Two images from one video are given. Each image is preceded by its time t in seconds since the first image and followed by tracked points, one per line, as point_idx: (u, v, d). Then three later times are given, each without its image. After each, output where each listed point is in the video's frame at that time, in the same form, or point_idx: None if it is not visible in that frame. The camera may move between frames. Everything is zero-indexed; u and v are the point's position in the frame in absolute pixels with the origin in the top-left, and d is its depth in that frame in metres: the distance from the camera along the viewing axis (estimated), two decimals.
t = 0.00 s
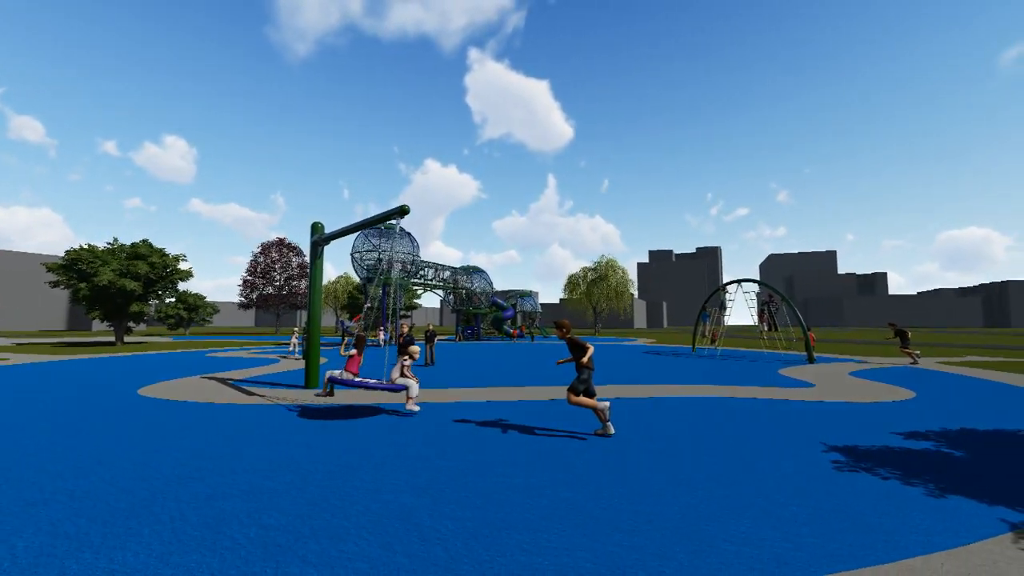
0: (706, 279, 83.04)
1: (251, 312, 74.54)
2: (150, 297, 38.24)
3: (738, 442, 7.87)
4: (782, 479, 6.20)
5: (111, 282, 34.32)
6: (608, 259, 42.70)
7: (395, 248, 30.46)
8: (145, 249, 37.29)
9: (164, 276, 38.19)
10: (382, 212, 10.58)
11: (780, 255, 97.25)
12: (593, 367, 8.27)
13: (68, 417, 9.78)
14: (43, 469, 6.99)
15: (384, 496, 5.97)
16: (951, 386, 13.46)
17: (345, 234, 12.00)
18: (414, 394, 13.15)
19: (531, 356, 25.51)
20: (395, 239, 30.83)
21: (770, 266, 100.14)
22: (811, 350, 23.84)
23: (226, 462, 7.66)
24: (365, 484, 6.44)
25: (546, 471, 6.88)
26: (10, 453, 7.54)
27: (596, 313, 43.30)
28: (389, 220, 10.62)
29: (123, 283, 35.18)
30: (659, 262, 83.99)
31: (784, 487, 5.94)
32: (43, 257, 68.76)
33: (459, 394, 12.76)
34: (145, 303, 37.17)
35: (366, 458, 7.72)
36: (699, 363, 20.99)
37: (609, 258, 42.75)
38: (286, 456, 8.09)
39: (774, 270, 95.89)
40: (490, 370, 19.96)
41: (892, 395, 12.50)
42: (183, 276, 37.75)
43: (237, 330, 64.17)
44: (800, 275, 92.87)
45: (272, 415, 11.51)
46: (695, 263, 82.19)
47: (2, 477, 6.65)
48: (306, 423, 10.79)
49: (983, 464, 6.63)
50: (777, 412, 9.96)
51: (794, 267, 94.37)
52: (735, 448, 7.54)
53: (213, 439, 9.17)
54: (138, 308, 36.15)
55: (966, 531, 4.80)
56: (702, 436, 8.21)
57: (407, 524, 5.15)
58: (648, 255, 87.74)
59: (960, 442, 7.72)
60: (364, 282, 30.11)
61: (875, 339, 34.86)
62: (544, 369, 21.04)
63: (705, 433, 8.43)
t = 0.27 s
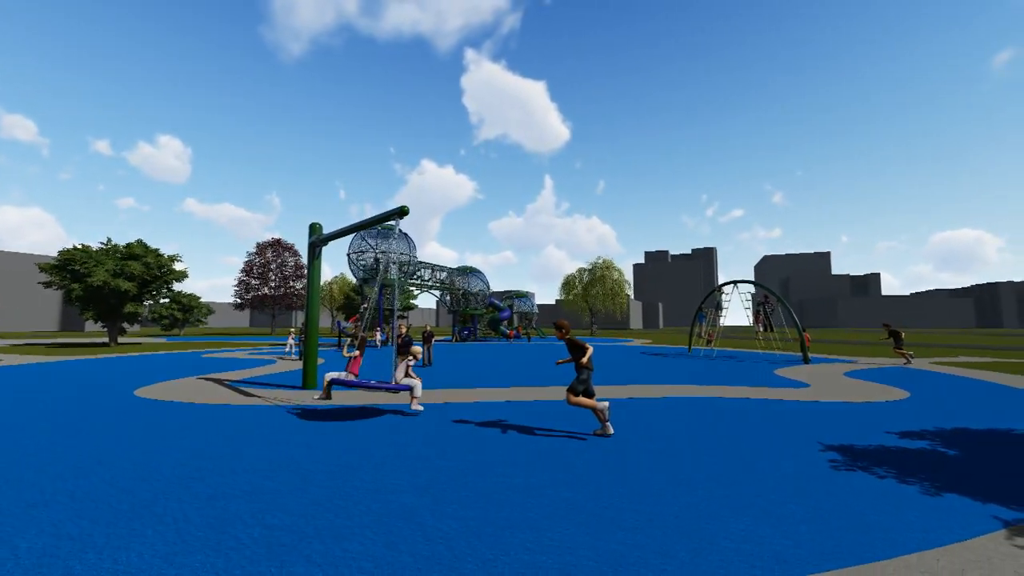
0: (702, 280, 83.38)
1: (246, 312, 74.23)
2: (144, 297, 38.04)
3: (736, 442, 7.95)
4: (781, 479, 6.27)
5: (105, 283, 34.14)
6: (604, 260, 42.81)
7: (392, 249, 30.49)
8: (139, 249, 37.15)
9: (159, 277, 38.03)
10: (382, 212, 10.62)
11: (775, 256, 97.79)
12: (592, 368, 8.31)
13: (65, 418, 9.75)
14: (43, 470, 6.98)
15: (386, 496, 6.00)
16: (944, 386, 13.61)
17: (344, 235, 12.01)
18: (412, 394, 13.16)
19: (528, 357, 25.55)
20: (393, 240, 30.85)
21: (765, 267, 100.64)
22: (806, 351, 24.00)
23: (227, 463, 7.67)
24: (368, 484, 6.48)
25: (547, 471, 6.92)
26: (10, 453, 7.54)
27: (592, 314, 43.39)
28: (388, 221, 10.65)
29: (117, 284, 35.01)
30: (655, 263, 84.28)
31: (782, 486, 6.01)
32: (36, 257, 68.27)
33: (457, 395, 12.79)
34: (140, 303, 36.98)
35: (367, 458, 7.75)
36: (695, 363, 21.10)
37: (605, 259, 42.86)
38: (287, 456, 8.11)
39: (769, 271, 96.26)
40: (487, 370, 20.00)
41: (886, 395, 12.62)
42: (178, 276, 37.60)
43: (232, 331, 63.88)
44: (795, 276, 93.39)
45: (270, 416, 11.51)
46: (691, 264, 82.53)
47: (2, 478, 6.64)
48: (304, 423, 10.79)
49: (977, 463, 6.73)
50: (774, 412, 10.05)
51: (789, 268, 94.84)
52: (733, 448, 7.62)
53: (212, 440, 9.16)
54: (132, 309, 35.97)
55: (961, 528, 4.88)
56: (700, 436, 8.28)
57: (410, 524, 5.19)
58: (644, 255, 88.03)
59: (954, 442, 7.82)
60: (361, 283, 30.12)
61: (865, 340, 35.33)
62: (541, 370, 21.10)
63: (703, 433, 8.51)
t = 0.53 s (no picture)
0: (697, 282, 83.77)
1: (241, 313, 73.91)
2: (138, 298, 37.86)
3: (734, 442, 8.03)
4: (780, 478, 6.35)
5: (98, 283, 33.96)
6: (600, 260, 42.94)
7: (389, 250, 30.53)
8: (133, 249, 37.01)
9: (153, 277, 37.88)
10: (381, 213, 10.64)
11: (769, 257, 98.37)
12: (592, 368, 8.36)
13: (63, 419, 9.72)
14: (43, 472, 6.96)
15: (389, 496, 6.02)
16: (938, 386, 13.75)
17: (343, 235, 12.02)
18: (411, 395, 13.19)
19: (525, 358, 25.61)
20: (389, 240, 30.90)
21: (759, 268, 101.20)
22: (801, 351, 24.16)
23: (228, 463, 7.68)
24: (370, 484, 6.51)
25: (548, 471, 6.97)
26: (5, 458, 7.39)
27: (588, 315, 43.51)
28: (387, 222, 10.67)
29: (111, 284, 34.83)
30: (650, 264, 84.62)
31: (781, 485, 6.08)
32: (28, 257, 67.79)
33: (456, 395, 12.83)
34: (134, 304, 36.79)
35: (368, 458, 7.77)
36: (691, 364, 21.23)
37: (601, 260, 43.00)
38: (287, 457, 8.12)
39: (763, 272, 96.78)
40: (485, 371, 20.03)
41: (881, 395, 12.75)
42: (172, 276, 37.45)
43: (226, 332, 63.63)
44: (789, 277, 93.97)
45: (269, 416, 11.50)
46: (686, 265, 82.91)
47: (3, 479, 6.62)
48: (302, 424, 10.80)
49: (972, 461, 6.83)
50: (771, 411, 10.15)
51: (783, 269, 95.39)
52: (731, 448, 7.69)
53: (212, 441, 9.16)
54: (126, 309, 35.78)
55: (956, 524, 4.97)
56: (699, 436, 8.36)
57: (414, 524, 5.23)
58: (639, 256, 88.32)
59: (948, 441, 7.92)
60: (358, 283, 30.13)
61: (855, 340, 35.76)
62: (539, 370, 21.16)
63: (701, 433, 8.58)
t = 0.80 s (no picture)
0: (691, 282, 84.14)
1: (235, 314, 73.56)
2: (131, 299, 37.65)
3: (732, 442, 8.12)
4: (778, 479, 6.44)
5: (91, 283, 33.75)
6: (596, 261, 43.09)
7: (385, 251, 30.53)
8: (126, 249, 36.86)
9: (147, 277, 37.74)
10: (381, 214, 10.65)
11: (763, 258, 98.94)
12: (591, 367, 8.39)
13: (59, 419, 9.66)
14: (43, 473, 6.95)
15: (392, 496, 6.06)
16: (931, 386, 13.90)
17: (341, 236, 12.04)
18: (409, 396, 13.19)
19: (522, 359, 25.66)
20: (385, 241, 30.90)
21: (753, 269, 101.77)
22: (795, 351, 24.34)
23: (228, 464, 7.70)
24: (373, 484, 6.55)
25: (551, 471, 7.03)
26: (4, 460, 7.38)
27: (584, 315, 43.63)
28: (386, 222, 10.68)
29: (104, 284, 34.59)
30: (645, 265, 84.95)
31: (779, 485, 6.18)
32: (18, 257, 67.18)
33: (455, 395, 12.86)
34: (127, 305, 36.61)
35: (368, 459, 7.80)
36: (687, 364, 21.35)
37: (597, 261, 43.15)
38: (289, 457, 8.15)
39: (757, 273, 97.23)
40: (481, 372, 20.08)
41: (874, 395, 12.90)
42: (166, 276, 37.27)
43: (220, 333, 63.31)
44: (783, 278, 94.58)
45: (267, 417, 11.49)
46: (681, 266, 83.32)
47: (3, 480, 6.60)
48: (301, 425, 10.80)
49: (966, 459, 6.94)
50: (768, 411, 10.27)
51: (777, 270, 95.90)
52: (730, 448, 7.78)
53: (211, 443, 9.14)
54: (119, 310, 35.57)
55: (952, 521, 5.06)
56: (698, 436, 8.44)
57: (419, 523, 5.27)
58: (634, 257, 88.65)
59: (942, 440, 8.04)
60: (354, 284, 30.08)
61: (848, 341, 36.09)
62: (536, 371, 21.22)
63: (699, 433, 8.67)
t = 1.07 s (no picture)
0: (686, 283, 84.62)
1: (229, 314, 73.19)
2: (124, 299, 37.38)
3: (731, 441, 8.21)
4: (778, 477, 6.52)
5: (84, 283, 33.51)
6: (591, 262, 43.27)
7: (380, 251, 30.49)
8: (119, 249, 36.64)
9: (140, 277, 37.51)
10: (381, 214, 10.67)
11: (756, 259, 99.60)
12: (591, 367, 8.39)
13: (57, 419, 9.60)
14: (43, 475, 6.91)
15: (397, 496, 6.09)
16: (925, 386, 14.07)
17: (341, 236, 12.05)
18: (408, 397, 13.20)
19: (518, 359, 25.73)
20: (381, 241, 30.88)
21: (746, 270, 102.45)
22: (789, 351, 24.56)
23: (229, 464, 7.71)
24: (376, 484, 6.59)
25: (553, 471, 7.08)
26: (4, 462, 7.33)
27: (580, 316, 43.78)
28: (386, 223, 10.69)
29: (97, 284, 34.33)
30: (640, 266, 85.36)
31: (778, 484, 6.26)
32: (8, 257, 66.46)
33: (454, 396, 12.90)
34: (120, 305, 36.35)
35: (371, 459, 7.81)
36: (683, 364, 21.49)
37: (592, 261, 43.33)
38: (290, 457, 8.15)
39: (750, 274, 97.83)
40: (479, 372, 20.12)
41: (869, 395, 13.06)
42: (160, 276, 37.06)
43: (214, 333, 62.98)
44: (776, 279, 95.32)
45: (266, 418, 11.47)
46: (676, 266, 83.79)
47: (4, 483, 6.56)
48: (301, 426, 10.79)
49: (960, 457, 7.05)
50: (765, 410, 10.38)
51: (770, 271, 96.59)
52: (729, 448, 7.87)
53: (211, 444, 9.13)
54: (112, 310, 35.31)
55: (951, 518, 5.16)
56: (697, 436, 8.53)
57: (425, 523, 5.31)
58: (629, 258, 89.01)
59: (937, 438, 8.17)
60: (350, 284, 30.01)
61: (840, 341, 36.45)
62: (533, 371, 21.30)
63: (698, 432, 8.75)
